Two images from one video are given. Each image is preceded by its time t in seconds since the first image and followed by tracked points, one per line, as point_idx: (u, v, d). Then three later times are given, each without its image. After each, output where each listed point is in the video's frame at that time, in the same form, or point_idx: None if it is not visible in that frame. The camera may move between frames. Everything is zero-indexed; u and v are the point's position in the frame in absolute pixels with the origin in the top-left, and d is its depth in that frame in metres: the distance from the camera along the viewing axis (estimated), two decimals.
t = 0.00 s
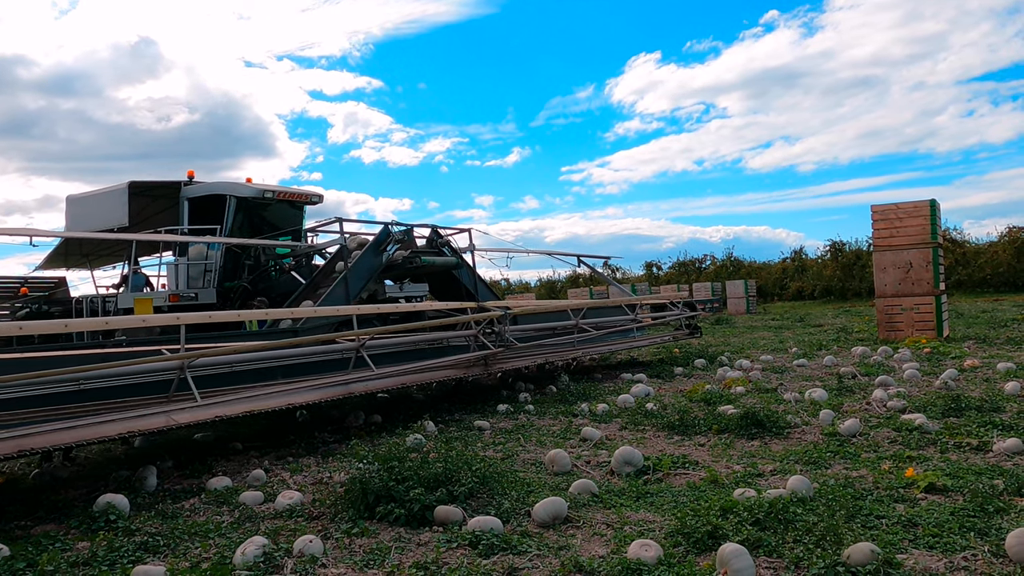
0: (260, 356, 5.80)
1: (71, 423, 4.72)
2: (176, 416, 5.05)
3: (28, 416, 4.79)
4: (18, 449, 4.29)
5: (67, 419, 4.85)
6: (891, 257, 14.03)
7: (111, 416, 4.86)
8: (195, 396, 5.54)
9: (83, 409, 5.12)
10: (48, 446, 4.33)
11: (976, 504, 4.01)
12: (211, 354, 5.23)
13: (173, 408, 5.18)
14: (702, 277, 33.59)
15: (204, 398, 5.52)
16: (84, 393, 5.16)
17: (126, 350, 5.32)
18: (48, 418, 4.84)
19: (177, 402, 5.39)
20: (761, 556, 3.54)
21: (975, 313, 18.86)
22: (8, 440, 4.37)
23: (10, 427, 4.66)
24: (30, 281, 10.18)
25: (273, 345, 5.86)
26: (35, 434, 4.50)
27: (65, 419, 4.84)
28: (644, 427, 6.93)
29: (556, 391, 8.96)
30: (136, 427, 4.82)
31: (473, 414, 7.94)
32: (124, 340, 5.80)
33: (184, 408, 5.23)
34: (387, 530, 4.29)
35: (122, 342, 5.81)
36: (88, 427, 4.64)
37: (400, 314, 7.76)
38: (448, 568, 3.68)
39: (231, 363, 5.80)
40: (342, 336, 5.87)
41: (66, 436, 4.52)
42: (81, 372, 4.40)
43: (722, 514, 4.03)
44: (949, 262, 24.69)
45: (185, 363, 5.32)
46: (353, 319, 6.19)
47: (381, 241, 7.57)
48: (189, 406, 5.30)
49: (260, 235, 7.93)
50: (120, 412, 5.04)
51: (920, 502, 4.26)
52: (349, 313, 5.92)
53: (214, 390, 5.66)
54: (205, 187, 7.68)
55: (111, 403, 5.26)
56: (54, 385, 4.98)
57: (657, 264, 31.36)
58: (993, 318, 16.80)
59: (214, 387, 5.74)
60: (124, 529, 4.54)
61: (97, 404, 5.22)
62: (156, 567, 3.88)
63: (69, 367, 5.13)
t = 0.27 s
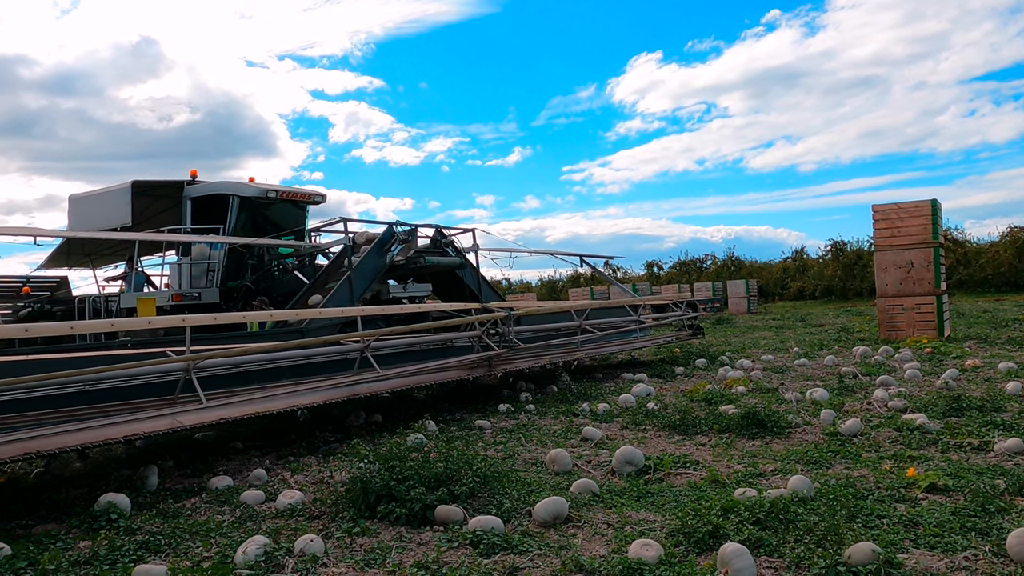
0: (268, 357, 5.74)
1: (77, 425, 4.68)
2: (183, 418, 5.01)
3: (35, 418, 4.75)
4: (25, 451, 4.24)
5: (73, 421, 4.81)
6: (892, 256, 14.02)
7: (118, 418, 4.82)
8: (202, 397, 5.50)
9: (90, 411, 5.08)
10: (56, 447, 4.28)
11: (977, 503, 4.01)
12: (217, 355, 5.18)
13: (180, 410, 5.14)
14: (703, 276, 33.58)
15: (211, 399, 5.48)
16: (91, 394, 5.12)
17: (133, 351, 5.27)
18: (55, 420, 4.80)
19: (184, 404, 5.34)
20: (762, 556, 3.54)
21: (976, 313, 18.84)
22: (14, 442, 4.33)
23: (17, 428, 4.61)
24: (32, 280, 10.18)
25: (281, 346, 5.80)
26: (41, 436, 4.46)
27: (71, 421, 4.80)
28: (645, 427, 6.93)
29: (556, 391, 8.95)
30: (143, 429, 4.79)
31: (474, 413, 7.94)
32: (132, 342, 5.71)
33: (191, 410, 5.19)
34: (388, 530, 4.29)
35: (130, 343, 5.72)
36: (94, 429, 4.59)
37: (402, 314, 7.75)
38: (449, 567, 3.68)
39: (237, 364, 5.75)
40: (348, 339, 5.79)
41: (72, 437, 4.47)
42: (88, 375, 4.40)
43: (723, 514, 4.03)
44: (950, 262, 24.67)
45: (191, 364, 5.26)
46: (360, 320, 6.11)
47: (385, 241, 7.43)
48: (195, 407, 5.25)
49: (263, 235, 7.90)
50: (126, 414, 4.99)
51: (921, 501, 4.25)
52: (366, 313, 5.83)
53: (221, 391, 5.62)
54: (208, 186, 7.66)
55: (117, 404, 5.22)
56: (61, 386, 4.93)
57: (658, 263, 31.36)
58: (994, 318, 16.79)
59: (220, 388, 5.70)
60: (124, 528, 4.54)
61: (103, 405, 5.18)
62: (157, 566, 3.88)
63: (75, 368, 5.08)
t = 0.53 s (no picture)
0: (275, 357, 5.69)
1: (85, 425, 4.65)
2: (191, 419, 4.97)
3: (43, 419, 4.72)
4: (33, 451, 4.21)
5: (81, 421, 4.78)
6: (895, 256, 13.99)
7: (125, 419, 4.79)
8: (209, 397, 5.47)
9: (97, 411, 5.05)
10: (64, 448, 4.24)
11: (981, 504, 4.00)
12: (226, 356, 5.12)
13: (187, 410, 5.10)
14: (706, 276, 33.55)
15: (219, 399, 5.43)
16: (98, 394, 5.09)
17: (141, 351, 5.24)
18: (63, 420, 4.77)
19: (191, 404, 5.30)
20: (766, 556, 3.53)
21: (980, 313, 18.80)
22: (22, 442, 4.29)
23: (24, 429, 4.58)
24: (37, 280, 10.19)
25: (289, 347, 5.75)
26: (49, 436, 4.43)
27: (79, 421, 4.76)
28: (648, 427, 6.92)
29: (560, 391, 8.95)
30: (151, 430, 4.75)
31: (477, 413, 7.93)
32: (137, 341, 5.70)
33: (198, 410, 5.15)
34: (391, 529, 4.30)
35: (136, 342, 5.71)
36: (103, 429, 4.56)
37: (405, 314, 7.74)
38: (453, 566, 3.69)
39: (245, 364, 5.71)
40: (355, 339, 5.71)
41: (80, 437, 4.43)
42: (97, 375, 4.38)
43: (727, 514, 4.04)
44: (953, 262, 24.62)
45: (200, 364, 5.21)
46: (367, 319, 6.07)
47: (392, 241, 7.27)
48: (203, 408, 5.21)
49: (269, 235, 7.90)
50: (134, 414, 4.95)
51: (925, 502, 4.25)
52: (375, 312, 5.83)
53: (228, 391, 5.58)
54: (214, 185, 7.67)
55: (125, 404, 5.19)
56: (68, 386, 4.90)
57: (661, 263, 31.35)
58: (998, 318, 16.75)
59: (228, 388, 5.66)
60: (129, 527, 4.55)
61: (111, 405, 5.14)
62: (161, 565, 3.89)
63: (83, 368, 5.05)
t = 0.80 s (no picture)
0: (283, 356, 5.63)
1: (94, 423, 4.62)
2: (200, 417, 4.92)
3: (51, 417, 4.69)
4: (42, 449, 4.19)
5: (90, 420, 4.76)
6: (899, 256, 13.96)
7: (134, 417, 4.76)
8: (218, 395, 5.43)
9: (105, 409, 5.02)
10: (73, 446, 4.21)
11: (987, 504, 3.99)
12: (235, 354, 5.08)
13: (196, 409, 5.06)
14: (708, 276, 33.53)
15: (227, 398, 5.39)
16: (106, 392, 5.06)
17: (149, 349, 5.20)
18: (71, 418, 4.75)
19: (200, 403, 5.26)
20: (772, 556, 3.53)
21: (984, 313, 18.76)
22: (31, 440, 4.27)
23: (32, 427, 4.56)
24: (42, 278, 10.19)
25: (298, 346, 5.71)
26: (58, 434, 4.41)
27: (88, 419, 4.74)
28: (652, 426, 6.92)
29: (563, 390, 8.94)
30: (159, 428, 4.72)
31: (481, 413, 7.93)
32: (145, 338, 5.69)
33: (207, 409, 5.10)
34: (396, 528, 4.30)
35: (143, 340, 5.70)
36: (112, 428, 4.53)
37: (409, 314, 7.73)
38: (458, 566, 3.69)
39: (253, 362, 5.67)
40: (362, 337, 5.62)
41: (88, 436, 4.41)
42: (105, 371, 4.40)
43: (732, 514, 4.04)
44: (957, 261, 24.57)
45: (208, 363, 5.15)
46: (375, 318, 6.01)
47: (399, 239, 7.18)
48: (211, 406, 5.16)
49: (275, 233, 7.89)
50: (142, 412, 4.92)
51: (931, 502, 4.24)
52: (383, 310, 5.84)
53: (237, 389, 5.53)
54: (220, 184, 7.67)
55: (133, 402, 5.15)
56: (76, 384, 4.88)
57: (664, 263, 31.35)
58: (1002, 318, 16.71)
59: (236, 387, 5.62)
60: (133, 525, 4.56)
61: (119, 403, 5.12)
62: (166, 564, 3.89)
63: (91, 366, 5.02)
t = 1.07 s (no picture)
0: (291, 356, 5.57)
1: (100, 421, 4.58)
2: (206, 415, 4.88)
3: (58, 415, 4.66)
4: (49, 446, 4.16)
5: (96, 417, 4.72)
6: (902, 256, 13.93)
7: (141, 415, 4.72)
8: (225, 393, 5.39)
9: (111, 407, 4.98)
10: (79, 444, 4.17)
11: (993, 505, 3.97)
12: (243, 351, 5.05)
13: (203, 406, 5.01)
14: (709, 276, 33.51)
15: (235, 395, 5.35)
16: (113, 390, 5.03)
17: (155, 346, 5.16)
18: (78, 416, 4.71)
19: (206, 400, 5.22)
20: (777, 556, 3.52)
21: (985, 313, 18.74)
22: (38, 437, 4.24)
23: (38, 425, 4.52)
24: (44, 276, 10.19)
25: (304, 344, 5.65)
26: (65, 432, 4.38)
27: (94, 417, 4.70)
28: (655, 426, 6.90)
29: (565, 390, 8.93)
30: (166, 426, 4.68)
31: (483, 412, 7.91)
32: (150, 337, 5.67)
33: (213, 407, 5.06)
34: (400, 527, 4.29)
35: (149, 338, 5.67)
36: (118, 425, 4.49)
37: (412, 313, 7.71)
38: (462, 565, 3.68)
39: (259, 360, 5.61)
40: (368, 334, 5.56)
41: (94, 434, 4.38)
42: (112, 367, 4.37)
43: (737, 514, 4.03)
44: (958, 261, 24.54)
45: (214, 359, 5.13)
46: (381, 316, 5.97)
47: (404, 237, 7.16)
48: (218, 404, 5.12)
49: (278, 232, 7.88)
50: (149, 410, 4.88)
51: (936, 502, 4.22)
52: (389, 308, 5.81)
53: (244, 387, 5.49)
54: (222, 182, 7.64)
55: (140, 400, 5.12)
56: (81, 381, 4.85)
57: (665, 262, 31.33)
58: (1004, 318, 16.70)
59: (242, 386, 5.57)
60: (136, 524, 4.55)
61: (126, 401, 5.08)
62: (169, 562, 3.88)
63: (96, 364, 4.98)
